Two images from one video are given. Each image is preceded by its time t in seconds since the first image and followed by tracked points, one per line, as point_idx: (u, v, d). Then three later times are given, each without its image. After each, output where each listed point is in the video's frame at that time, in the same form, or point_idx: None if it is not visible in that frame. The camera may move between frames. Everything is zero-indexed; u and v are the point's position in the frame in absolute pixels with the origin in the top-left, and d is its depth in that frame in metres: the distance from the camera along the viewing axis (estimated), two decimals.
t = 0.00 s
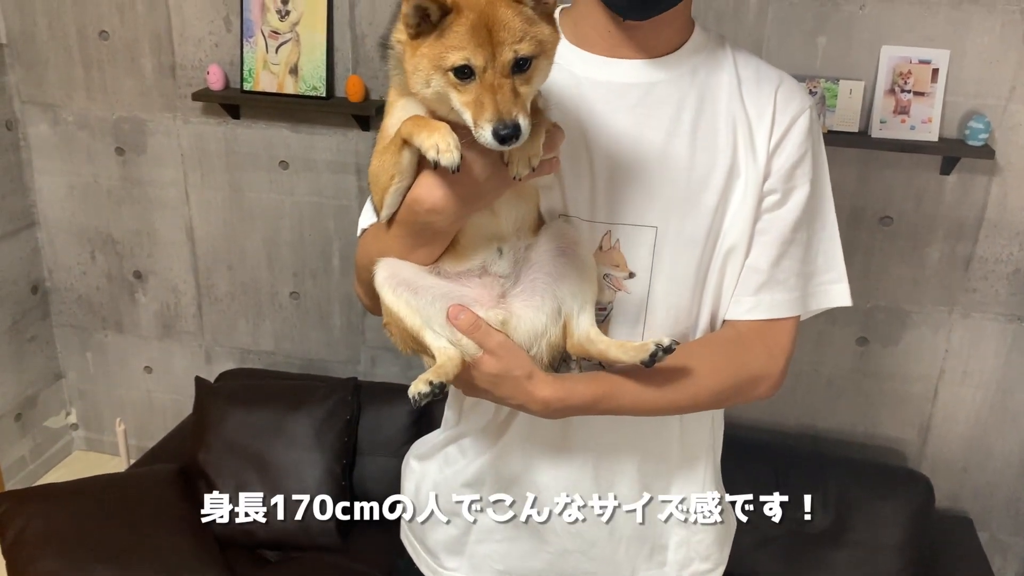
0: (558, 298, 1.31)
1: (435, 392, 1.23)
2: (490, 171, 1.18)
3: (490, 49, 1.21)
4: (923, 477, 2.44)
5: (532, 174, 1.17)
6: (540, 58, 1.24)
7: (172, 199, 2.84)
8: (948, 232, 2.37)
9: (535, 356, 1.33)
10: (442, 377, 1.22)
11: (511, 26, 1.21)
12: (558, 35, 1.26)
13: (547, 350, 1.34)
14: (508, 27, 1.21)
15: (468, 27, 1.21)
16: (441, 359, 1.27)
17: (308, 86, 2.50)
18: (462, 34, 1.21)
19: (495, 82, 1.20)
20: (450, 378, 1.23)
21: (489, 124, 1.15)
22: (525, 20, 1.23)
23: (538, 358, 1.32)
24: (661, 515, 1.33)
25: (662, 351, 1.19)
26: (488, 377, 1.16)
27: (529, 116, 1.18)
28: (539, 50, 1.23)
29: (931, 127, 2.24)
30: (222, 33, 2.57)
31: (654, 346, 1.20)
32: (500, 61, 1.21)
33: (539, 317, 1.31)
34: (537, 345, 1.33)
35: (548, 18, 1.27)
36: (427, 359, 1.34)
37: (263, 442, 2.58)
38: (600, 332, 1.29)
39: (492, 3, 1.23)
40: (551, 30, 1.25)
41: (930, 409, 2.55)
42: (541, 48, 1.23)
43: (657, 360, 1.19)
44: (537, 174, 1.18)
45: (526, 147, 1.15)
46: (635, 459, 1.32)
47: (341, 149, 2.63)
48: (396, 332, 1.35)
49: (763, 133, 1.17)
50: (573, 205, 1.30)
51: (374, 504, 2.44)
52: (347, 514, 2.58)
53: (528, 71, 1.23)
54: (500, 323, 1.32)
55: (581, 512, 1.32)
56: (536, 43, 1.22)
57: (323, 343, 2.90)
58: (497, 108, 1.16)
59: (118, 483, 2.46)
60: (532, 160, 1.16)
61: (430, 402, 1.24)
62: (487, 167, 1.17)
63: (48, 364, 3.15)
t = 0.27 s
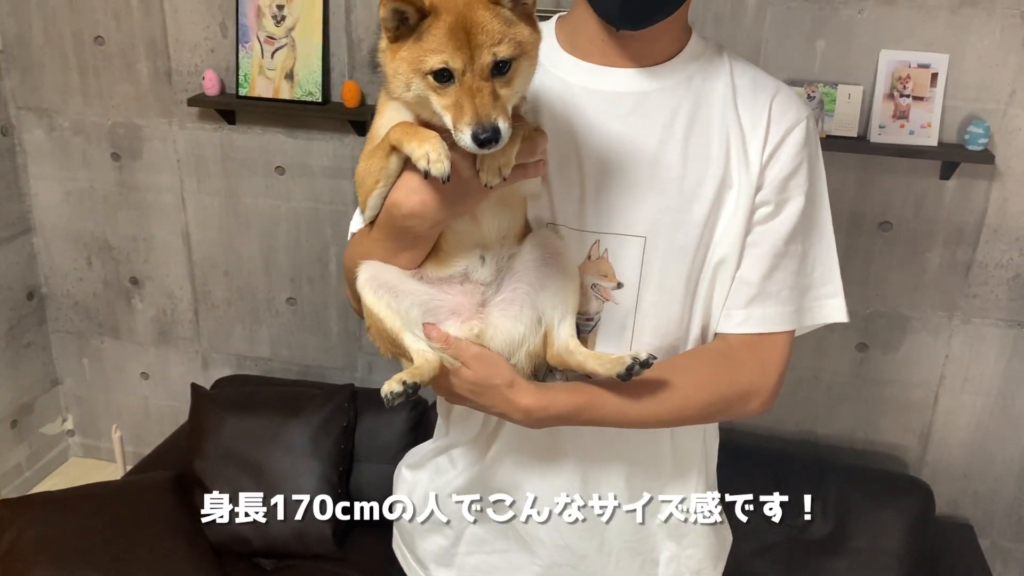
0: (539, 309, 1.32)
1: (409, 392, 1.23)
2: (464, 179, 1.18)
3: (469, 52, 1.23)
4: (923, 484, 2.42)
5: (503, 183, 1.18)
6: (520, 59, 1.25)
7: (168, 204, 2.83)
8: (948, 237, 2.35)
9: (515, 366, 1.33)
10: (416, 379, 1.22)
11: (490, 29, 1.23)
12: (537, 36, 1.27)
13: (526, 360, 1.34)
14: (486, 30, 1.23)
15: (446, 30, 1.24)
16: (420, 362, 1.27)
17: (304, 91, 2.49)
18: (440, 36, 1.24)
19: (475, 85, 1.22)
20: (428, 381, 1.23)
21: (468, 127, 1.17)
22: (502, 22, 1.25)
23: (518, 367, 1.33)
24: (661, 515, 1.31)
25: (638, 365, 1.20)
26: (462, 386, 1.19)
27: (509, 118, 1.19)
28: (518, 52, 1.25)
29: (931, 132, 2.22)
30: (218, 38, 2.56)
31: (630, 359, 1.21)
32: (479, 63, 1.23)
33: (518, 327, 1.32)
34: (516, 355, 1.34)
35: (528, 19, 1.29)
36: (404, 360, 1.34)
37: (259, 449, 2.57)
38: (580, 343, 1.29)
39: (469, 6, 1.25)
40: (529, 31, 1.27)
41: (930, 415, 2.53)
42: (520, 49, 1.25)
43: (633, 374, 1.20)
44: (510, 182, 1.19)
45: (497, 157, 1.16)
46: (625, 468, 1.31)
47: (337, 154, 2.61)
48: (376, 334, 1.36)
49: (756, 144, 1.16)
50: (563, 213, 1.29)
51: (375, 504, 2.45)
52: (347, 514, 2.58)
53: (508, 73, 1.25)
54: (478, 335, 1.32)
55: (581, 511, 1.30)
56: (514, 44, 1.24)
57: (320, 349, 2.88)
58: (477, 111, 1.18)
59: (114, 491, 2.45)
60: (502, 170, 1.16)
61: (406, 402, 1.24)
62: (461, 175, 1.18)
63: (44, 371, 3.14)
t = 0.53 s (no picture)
0: (541, 296, 1.33)
1: (411, 375, 1.23)
2: (464, 171, 1.20)
3: (459, 44, 1.24)
4: (924, 480, 2.43)
5: (503, 177, 1.20)
6: (510, 51, 1.27)
7: (172, 202, 2.84)
8: (949, 234, 2.36)
9: (515, 354, 1.35)
10: (419, 362, 1.23)
11: (479, 22, 1.25)
12: (525, 28, 1.29)
13: (526, 349, 1.36)
14: (476, 22, 1.25)
15: (436, 23, 1.26)
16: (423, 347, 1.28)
17: (308, 90, 2.50)
18: (431, 30, 1.26)
19: (466, 77, 1.24)
20: (431, 364, 1.24)
21: (459, 118, 1.18)
22: (492, 14, 1.26)
23: (518, 356, 1.34)
24: (661, 515, 1.33)
25: (639, 352, 1.21)
26: (467, 373, 1.20)
27: (500, 109, 1.20)
28: (508, 44, 1.26)
29: (932, 129, 2.23)
30: (222, 37, 2.57)
31: (631, 346, 1.22)
32: (469, 56, 1.24)
33: (520, 315, 1.34)
34: (517, 343, 1.35)
35: (518, 12, 1.31)
36: (406, 347, 1.36)
37: (263, 445, 2.58)
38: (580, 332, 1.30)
39: None
40: (520, 23, 1.29)
41: (932, 412, 2.54)
42: (510, 41, 1.26)
43: (633, 361, 1.22)
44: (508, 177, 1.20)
45: (496, 151, 1.17)
46: (622, 464, 1.34)
47: (341, 152, 2.63)
48: (379, 321, 1.38)
49: (758, 145, 1.17)
50: (565, 208, 1.30)
51: (374, 505, 2.44)
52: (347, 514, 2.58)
53: (499, 64, 1.27)
54: (481, 318, 1.36)
55: (581, 511, 1.34)
56: (504, 36, 1.26)
57: (324, 346, 2.90)
58: (467, 103, 1.19)
59: (119, 488, 2.46)
60: (502, 164, 1.17)
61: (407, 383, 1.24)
62: (461, 166, 1.20)
63: (49, 368, 3.15)
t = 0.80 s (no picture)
0: (544, 283, 1.36)
1: (419, 356, 1.25)
2: (477, 158, 1.22)
3: (464, 39, 1.26)
4: (923, 471, 2.45)
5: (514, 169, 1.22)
6: (516, 45, 1.28)
7: (176, 193, 2.85)
8: (949, 226, 2.37)
9: (518, 339, 1.37)
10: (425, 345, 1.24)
11: (484, 16, 1.27)
12: (533, 22, 1.30)
13: (529, 335, 1.38)
14: (481, 17, 1.27)
15: (442, 17, 1.28)
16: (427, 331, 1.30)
17: (311, 81, 2.51)
18: (437, 24, 1.28)
19: (471, 71, 1.25)
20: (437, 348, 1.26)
21: (462, 113, 1.19)
22: (498, 8, 1.28)
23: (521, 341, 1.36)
24: (661, 515, 1.36)
25: (638, 343, 1.23)
26: (472, 359, 1.21)
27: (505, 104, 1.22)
28: (513, 38, 1.27)
29: (933, 121, 2.24)
30: (225, 28, 2.58)
31: (629, 336, 1.25)
32: (474, 50, 1.26)
33: (523, 301, 1.36)
34: (520, 329, 1.37)
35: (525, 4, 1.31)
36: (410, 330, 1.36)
37: (266, 434, 2.60)
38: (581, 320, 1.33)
39: None
40: (526, 17, 1.30)
41: (931, 404, 2.56)
42: (515, 35, 1.28)
43: (632, 351, 1.24)
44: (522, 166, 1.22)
45: (508, 143, 1.19)
46: (622, 447, 1.36)
47: (344, 143, 2.64)
48: (383, 303, 1.39)
49: (761, 135, 1.18)
50: (569, 194, 1.31)
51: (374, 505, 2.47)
52: (346, 514, 2.58)
53: (504, 59, 1.28)
54: (487, 301, 1.37)
55: (581, 512, 1.37)
56: (509, 31, 1.27)
57: (326, 337, 2.91)
58: (472, 97, 1.20)
59: (123, 475, 2.48)
60: (514, 157, 1.20)
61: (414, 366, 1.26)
62: (473, 155, 1.22)
63: (53, 358, 3.17)
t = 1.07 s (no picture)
0: (540, 267, 1.38)
1: (410, 335, 1.28)
2: (479, 137, 1.23)
3: (473, 23, 1.28)
4: (920, 459, 2.46)
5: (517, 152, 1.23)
6: (523, 29, 1.29)
7: (175, 182, 2.85)
8: (946, 216, 2.38)
9: (514, 320, 1.39)
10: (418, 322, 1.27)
11: (492, 0, 1.27)
12: (541, 7, 1.31)
13: (524, 316, 1.40)
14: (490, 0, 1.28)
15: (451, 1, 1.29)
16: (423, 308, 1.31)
17: (310, 70, 2.51)
18: (446, 7, 1.29)
19: (479, 55, 1.27)
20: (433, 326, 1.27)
21: (472, 95, 1.21)
22: None
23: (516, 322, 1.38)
24: (661, 515, 1.40)
25: (631, 327, 1.25)
26: (467, 339, 1.22)
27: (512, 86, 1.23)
28: (521, 22, 1.28)
29: (930, 112, 2.25)
30: (224, 17, 2.58)
31: (623, 320, 1.26)
32: (483, 34, 1.28)
33: (519, 282, 1.39)
34: (515, 310, 1.40)
35: None
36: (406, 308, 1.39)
37: (265, 422, 2.61)
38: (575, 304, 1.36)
39: None
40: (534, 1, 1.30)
41: (927, 393, 2.57)
42: (523, 19, 1.28)
43: (626, 335, 1.25)
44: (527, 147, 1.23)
45: (513, 125, 1.20)
46: (620, 428, 1.37)
47: (343, 133, 2.64)
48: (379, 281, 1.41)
49: (759, 120, 1.19)
50: (570, 178, 1.32)
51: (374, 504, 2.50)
52: (346, 514, 2.59)
53: (511, 43, 1.29)
54: (475, 286, 1.39)
55: (581, 511, 1.38)
56: (517, 14, 1.28)
57: (325, 327, 2.92)
58: (480, 80, 1.22)
59: (121, 463, 2.48)
60: (518, 139, 1.21)
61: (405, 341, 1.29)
62: (477, 135, 1.23)
63: (51, 347, 3.17)
